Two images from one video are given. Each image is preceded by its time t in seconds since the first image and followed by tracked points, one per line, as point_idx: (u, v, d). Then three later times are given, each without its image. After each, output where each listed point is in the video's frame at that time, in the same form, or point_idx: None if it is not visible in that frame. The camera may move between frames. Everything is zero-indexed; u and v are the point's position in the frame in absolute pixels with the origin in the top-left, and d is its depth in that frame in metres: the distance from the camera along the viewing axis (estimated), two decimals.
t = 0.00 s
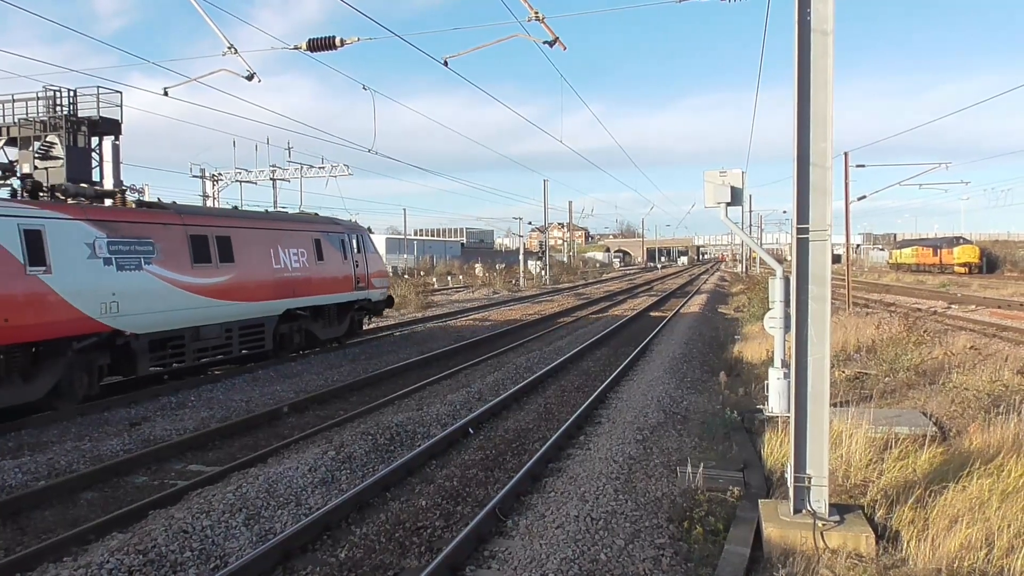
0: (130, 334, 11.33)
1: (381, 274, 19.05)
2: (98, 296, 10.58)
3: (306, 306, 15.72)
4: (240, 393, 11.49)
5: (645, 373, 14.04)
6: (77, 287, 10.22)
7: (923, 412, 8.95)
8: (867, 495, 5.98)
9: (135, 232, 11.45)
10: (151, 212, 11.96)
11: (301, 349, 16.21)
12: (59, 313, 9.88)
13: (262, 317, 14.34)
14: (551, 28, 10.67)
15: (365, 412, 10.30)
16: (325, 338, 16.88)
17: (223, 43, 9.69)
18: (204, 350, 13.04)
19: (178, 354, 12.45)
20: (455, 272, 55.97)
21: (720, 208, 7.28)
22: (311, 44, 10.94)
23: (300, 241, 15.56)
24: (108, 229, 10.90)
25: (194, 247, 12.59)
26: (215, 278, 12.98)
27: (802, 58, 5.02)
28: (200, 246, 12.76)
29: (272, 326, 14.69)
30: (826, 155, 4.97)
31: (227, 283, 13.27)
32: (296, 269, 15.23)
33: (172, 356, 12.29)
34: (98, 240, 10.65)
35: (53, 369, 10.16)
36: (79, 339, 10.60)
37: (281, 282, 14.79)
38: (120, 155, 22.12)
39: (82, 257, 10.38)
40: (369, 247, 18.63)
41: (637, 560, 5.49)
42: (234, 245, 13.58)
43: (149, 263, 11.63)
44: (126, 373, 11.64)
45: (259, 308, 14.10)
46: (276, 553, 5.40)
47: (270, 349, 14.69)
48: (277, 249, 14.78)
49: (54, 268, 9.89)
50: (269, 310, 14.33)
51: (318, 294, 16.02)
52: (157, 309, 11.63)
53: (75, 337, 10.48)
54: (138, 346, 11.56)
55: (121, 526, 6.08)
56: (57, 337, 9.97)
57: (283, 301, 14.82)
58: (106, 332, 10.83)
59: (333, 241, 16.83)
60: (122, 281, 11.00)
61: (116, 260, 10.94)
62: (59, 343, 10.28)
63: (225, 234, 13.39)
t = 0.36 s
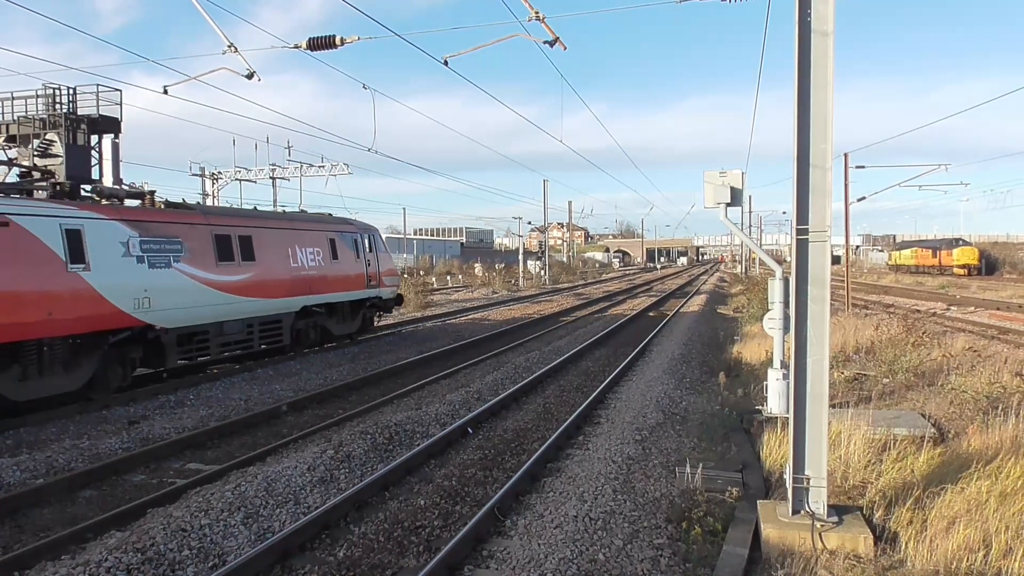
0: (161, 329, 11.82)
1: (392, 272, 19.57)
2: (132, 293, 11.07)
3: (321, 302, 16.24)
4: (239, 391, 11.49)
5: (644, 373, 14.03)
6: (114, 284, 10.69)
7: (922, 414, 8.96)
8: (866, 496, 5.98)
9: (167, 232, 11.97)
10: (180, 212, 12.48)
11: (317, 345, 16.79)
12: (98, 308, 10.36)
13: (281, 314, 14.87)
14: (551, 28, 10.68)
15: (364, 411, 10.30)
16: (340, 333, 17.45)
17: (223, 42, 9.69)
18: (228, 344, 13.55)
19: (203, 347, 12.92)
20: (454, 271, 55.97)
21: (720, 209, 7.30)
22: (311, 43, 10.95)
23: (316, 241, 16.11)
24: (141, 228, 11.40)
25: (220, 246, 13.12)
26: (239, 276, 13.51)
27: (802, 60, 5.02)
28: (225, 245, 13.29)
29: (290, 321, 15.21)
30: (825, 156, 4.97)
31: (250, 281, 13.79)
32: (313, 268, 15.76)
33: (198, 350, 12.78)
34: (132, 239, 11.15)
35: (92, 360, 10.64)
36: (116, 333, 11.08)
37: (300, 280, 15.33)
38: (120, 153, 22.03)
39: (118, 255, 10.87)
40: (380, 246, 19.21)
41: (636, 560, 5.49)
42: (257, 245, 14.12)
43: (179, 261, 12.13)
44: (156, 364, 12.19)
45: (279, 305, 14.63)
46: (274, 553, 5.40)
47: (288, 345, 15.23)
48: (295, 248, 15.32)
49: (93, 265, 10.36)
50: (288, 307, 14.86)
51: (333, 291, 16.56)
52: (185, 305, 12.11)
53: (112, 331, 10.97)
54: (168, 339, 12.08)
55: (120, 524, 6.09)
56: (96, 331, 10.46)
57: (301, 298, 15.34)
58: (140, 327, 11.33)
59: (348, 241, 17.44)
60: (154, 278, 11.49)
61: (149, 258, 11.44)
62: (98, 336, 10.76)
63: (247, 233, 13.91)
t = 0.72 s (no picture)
0: (188, 325, 12.33)
1: (400, 271, 20.16)
2: (162, 290, 11.60)
3: (335, 301, 16.80)
4: (237, 391, 11.48)
5: (642, 374, 14.03)
6: (145, 281, 11.22)
7: (919, 415, 8.97)
8: (863, 497, 5.99)
9: (194, 232, 12.52)
10: (206, 213, 13.04)
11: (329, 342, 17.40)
12: (130, 304, 10.91)
13: (297, 311, 15.38)
14: (550, 29, 10.70)
15: (362, 411, 10.29)
16: (352, 331, 18.06)
17: (223, 41, 9.70)
18: (248, 340, 14.08)
19: (226, 343, 13.43)
20: (452, 271, 55.95)
21: (718, 211, 7.31)
22: (311, 43, 10.94)
23: (331, 241, 16.70)
24: (169, 229, 11.94)
25: (243, 246, 13.68)
26: (260, 275, 14.07)
27: (801, 60, 5.02)
28: (248, 245, 13.86)
29: (305, 319, 15.76)
30: (824, 158, 4.98)
31: (269, 279, 14.35)
32: (327, 267, 16.29)
33: (221, 346, 13.27)
34: (162, 239, 11.70)
35: (125, 353, 11.20)
36: (146, 328, 11.67)
37: (316, 279, 15.90)
38: (118, 152, 22.06)
39: (149, 254, 11.41)
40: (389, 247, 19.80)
41: (633, 560, 5.50)
42: (276, 245, 14.68)
43: (205, 260, 12.68)
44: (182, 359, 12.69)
45: (296, 302, 15.19)
46: (271, 552, 5.39)
47: (302, 341, 15.80)
48: (310, 247, 15.89)
49: (127, 263, 10.92)
50: (303, 305, 15.35)
51: (346, 290, 17.07)
52: (210, 302, 12.63)
53: (143, 326, 11.53)
54: (195, 334, 12.55)
55: (117, 523, 6.08)
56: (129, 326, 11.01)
57: (316, 296, 15.90)
58: (168, 323, 11.87)
59: (359, 242, 18.03)
60: (182, 277, 12.01)
61: (177, 257, 11.99)
62: (130, 331, 11.33)
63: (267, 233, 14.47)
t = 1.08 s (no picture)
0: (213, 321, 13.01)
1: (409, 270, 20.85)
2: (190, 287, 12.29)
3: (347, 298, 17.46)
4: (235, 390, 11.47)
5: (640, 373, 14.01)
6: (174, 279, 11.93)
7: (917, 414, 8.98)
8: (861, 497, 5.99)
9: (219, 232, 13.20)
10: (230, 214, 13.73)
11: (343, 337, 18.12)
12: (162, 301, 11.64)
13: (313, 308, 16.07)
14: (548, 28, 10.70)
15: (360, 410, 10.27)
16: (365, 326, 18.81)
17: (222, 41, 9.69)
18: (268, 335, 14.76)
19: (248, 338, 14.11)
20: (449, 271, 55.92)
21: (717, 210, 7.30)
22: (308, 42, 10.92)
23: (344, 241, 17.41)
24: (196, 229, 12.64)
25: (264, 245, 14.38)
26: (280, 273, 14.74)
27: (800, 59, 5.00)
28: (268, 244, 14.56)
29: (320, 315, 16.45)
30: (822, 157, 4.97)
31: (288, 277, 15.01)
32: (340, 266, 16.98)
33: (243, 341, 13.97)
34: (189, 239, 12.39)
35: (156, 347, 11.92)
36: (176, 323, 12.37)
37: (331, 276, 16.61)
38: (115, 151, 22.04)
39: (177, 254, 12.10)
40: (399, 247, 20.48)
41: (631, 560, 5.49)
42: (295, 244, 15.38)
43: (228, 259, 13.34)
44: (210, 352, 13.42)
45: (312, 299, 15.86)
46: (270, 552, 5.38)
47: (318, 337, 16.51)
48: (325, 247, 16.58)
49: (158, 262, 11.64)
50: (319, 301, 16.03)
51: (358, 288, 17.76)
52: (232, 298, 13.31)
53: (172, 322, 12.25)
54: (220, 329, 13.24)
55: (115, 522, 6.07)
56: (159, 321, 11.72)
57: (331, 293, 16.56)
58: (196, 319, 12.58)
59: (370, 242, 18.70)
60: (207, 275, 12.70)
61: (203, 256, 12.66)
62: (160, 326, 12.04)
63: (286, 233, 15.16)
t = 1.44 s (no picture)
0: (236, 317, 13.44)
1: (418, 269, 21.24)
2: (215, 286, 12.72)
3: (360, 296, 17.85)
4: (235, 390, 11.46)
5: (640, 372, 13.99)
6: (202, 278, 12.38)
7: (916, 412, 8.98)
8: (860, 495, 5.99)
9: (241, 233, 13.61)
10: (250, 215, 14.14)
11: (356, 334, 18.50)
12: (191, 299, 12.06)
13: (328, 306, 16.46)
14: (546, 27, 10.70)
15: (359, 409, 10.27)
16: (379, 323, 19.24)
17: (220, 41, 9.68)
18: (286, 331, 15.16)
19: (267, 333, 14.51)
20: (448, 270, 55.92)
21: (715, 208, 7.28)
22: (306, 41, 10.91)
23: (358, 241, 17.81)
24: (220, 230, 13.06)
25: (282, 245, 14.77)
26: (297, 271, 15.12)
27: (799, 58, 4.99)
28: (287, 244, 14.97)
29: (336, 312, 16.91)
30: (821, 155, 4.96)
31: (305, 275, 15.40)
32: (354, 265, 17.38)
33: (265, 336, 14.42)
34: (215, 240, 12.83)
35: (186, 342, 12.33)
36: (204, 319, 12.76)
37: (345, 276, 17.02)
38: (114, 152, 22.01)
39: (205, 254, 12.55)
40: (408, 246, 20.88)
41: (630, 559, 5.48)
42: (311, 243, 15.78)
43: (250, 258, 13.75)
44: (233, 347, 13.84)
45: (327, 297, 16.25)
46: (269, 551, 5.38)
47: (334, 332, 16.88)
48: (339, 247, 16.97)
49: (187, 262, 12.07)
50: (333, 299, 16.43)
51: (371, 286, 18.16)
52: (253, 296, 13.73)
53: (199, 319, 12.66)
54: (243, 326, 13.68)
55: (115, 521, 6.06)
56: (189, 318, 12.13)
57: (344, 292, 16.95)
58: (221, 316, 13.01)
59: (383, 242, 19.09)
60: (231, 274, 13.12)
61: (227, 256, 13.10)
62: (190, 321, 12.43)
63: (303, 233, 15.55)
